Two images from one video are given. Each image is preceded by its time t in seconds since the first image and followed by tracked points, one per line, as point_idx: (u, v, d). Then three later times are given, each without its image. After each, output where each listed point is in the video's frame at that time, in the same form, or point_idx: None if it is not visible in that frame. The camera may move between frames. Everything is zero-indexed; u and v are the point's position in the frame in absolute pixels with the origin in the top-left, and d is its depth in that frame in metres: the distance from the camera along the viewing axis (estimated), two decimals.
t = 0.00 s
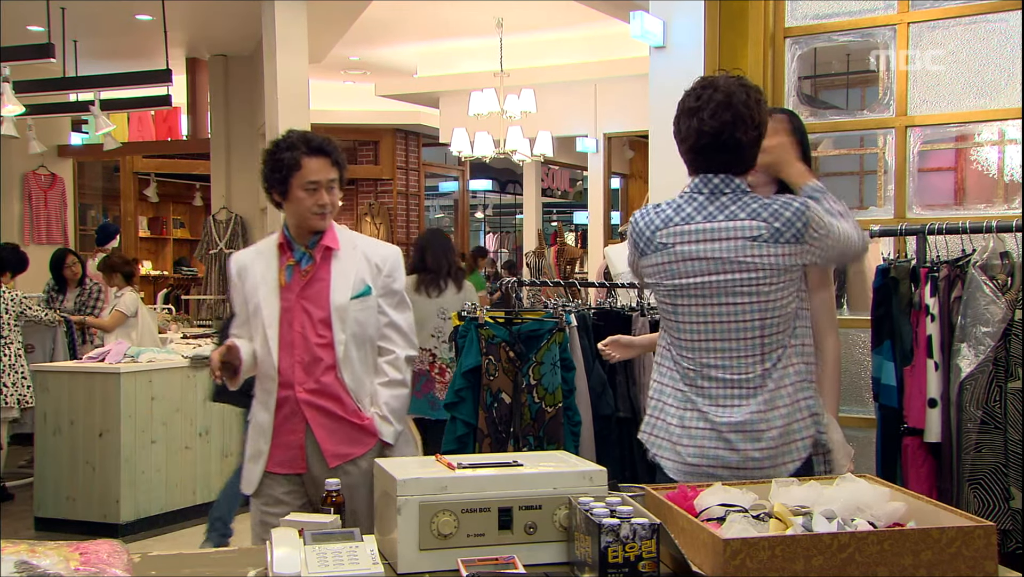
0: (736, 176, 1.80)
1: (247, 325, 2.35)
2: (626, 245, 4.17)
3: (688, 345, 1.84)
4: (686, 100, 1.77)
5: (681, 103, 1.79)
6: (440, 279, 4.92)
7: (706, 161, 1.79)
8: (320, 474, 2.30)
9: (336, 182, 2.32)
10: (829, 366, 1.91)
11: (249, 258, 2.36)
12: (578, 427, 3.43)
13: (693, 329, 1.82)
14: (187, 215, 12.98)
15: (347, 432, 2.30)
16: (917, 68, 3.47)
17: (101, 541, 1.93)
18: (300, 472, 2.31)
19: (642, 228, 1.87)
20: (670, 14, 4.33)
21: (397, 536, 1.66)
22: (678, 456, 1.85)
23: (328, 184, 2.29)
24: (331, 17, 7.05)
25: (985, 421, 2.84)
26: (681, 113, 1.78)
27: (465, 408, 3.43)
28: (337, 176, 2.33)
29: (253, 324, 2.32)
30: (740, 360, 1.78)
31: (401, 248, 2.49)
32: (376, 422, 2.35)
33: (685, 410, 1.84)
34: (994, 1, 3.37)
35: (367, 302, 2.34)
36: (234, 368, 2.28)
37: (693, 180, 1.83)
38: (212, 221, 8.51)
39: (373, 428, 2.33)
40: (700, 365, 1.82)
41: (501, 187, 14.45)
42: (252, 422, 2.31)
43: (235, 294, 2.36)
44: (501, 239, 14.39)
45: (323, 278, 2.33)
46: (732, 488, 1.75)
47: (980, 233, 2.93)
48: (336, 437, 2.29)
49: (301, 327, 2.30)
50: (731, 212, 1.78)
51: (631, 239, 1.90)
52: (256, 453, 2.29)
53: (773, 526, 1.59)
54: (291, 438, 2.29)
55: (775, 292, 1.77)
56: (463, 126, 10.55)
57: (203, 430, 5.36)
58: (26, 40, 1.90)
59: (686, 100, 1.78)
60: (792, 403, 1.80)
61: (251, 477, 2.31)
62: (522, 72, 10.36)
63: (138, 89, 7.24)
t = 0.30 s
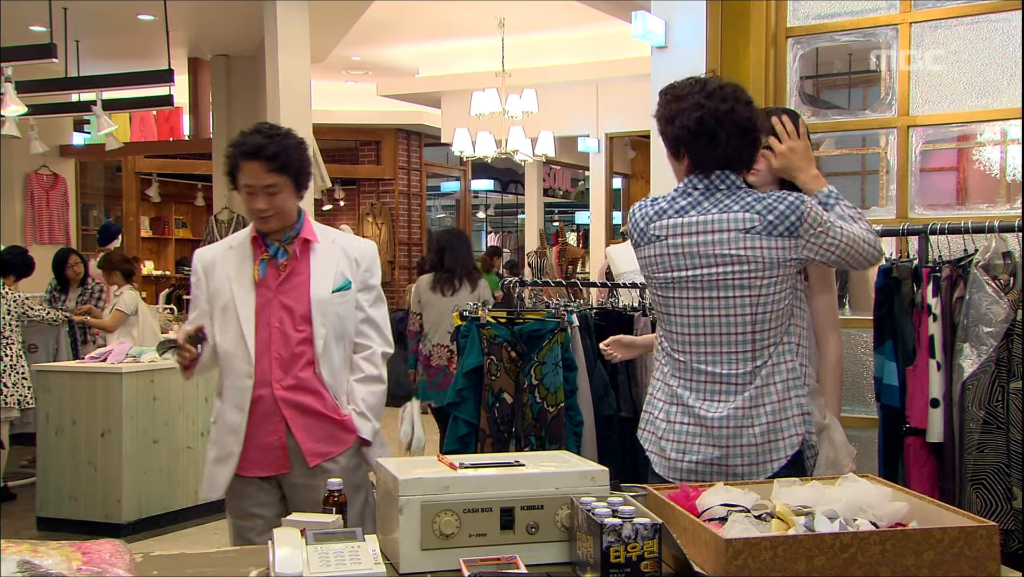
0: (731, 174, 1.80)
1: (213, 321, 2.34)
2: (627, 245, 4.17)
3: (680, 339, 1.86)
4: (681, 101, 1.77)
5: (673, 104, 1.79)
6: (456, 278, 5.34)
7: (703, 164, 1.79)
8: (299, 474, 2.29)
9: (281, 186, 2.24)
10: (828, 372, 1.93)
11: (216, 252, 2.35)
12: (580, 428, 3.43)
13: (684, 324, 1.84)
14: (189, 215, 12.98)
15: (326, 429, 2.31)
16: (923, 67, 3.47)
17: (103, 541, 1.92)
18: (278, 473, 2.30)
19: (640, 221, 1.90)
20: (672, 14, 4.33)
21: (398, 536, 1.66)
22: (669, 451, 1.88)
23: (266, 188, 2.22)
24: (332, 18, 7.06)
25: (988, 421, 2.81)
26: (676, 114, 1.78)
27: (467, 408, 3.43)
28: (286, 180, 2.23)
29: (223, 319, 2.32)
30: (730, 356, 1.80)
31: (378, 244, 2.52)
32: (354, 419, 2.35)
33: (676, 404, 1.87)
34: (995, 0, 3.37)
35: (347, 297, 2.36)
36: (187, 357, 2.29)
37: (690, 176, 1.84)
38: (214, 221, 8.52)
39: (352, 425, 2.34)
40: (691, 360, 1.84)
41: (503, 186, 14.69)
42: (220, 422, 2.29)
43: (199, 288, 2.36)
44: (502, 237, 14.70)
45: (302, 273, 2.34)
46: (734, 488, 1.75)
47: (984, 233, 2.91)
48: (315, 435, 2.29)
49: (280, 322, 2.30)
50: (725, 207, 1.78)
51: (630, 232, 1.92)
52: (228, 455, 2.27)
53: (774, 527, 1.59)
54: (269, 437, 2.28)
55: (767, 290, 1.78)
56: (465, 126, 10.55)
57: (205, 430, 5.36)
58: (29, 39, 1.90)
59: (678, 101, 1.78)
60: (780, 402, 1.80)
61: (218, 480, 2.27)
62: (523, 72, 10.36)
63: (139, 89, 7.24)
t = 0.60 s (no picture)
0: (772, 176, 1.89)
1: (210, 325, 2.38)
2: (633, 246, 4.16)
3: (754, 341, 1.83)
4: (724, 101, 1.85)
5: (714, 103, 1.86)
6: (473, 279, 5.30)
7: (747, 161, 1.87)
8: (295, 475, 2.29)
9: (228, 192, 2.18)
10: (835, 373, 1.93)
11: (212, 256, 2.40)
12: (585, 428, 3.43)
13: (761, 325, 1.82)
14: (194, 215, 13.00)
15: (320, 427, 2.30)
16: (928, 68, 3.46)
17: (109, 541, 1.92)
18: (276, 473, 2.30)
19: (696, 225, 1.82)
20: (677, 14, 4.33)
21: (403, 537, 1.66)
22: (745, 459, 1.84)
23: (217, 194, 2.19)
24: (336, 17, 7.06)
25: (994, 421, 2.82)
26: (719, 114, 1.85)
27: (471, 408, 3.43)
28: (229, 186, 2.17)
29: (219, 321, 2.35)
30: (806, 352, 1.84)
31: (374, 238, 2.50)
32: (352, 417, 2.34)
33: (747, 410, 1.83)
34: None
35: (340, 292, 2.34)
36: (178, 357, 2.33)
37: (735, 180, 1.88)
38: (219, 221, 8.55)
39: (348, 423, 2.32)
40: (768, 362, 1.82)
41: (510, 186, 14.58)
42: (220, 424, 2.31)
43: (198, 293, 2.40)
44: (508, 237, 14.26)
45: (293, 270, 2.33)
46: (740, 488, 1.75)
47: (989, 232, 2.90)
48: (311, 434, 2.29)
49: (272, 320, 2.30)
50: (788, 208, 1.85)
51: (681, 238, 1.82)
52: (227, 457, 2.28)
53: (780, 526, 1.59)
54: (266, 438, 2.28)
55: (832, 286, 1.86)
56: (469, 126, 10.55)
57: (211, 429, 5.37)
58: (33, 40, 1.90)
59: (720, 101, 1.85)
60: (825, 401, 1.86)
61: (220, 482, 2.29)
62: (528, 71, 10.35)
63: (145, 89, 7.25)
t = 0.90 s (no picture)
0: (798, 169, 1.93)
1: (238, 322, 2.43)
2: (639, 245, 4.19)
3: (825, 333, 1.84)
4: (748, 94, 1.86)
5: (738, 97, 1.87)
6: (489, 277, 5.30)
7: (774, 153, 1.88)
8: (296, 476, 2.30)
9: (242, 187, 2.22)
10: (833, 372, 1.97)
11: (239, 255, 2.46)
12: (591, 427, 3.42)
13: (829, 315, 1.85)
14: (200, 215, 13.03)
15: (319, 431, 2.29)
16: (937, 68, 3.45)
17: (118, 540, 1.93)
18: (281, 473, 2.32)
19: (770, 216, 1.79)
20: (683, 14, 4.33)
21: (410, 536, 1.66)
22: (820, 448, 1.85)
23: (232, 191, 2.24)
24: (343, 17, 7.07)
25: (1001, 421, 2.77)
26: (744, 107, 1.86)
27: (478, 408, 3.43)
28: (241, 182, 2.22)
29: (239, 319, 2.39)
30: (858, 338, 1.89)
31: (391, 239, 2.45)
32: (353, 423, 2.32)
33: (825, 401, 1.84)
34: None
35: (345, 295, 2.32)
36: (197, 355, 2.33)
37: (775, 175, 1.88)
38: (226, 221, 8.62)
39: (347, 429, 2.30)
40: (835, 351, 1.85)
41: (512, 187, 14.27)
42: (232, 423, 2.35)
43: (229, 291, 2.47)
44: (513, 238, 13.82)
45: (303, 271, 2.34)
46: (746, 488, 1.75)
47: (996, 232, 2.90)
48: (309, 439, 2.29)
49: (280, 321, 2.32)
50: (832, 199, 1.90)
51: (759, 229, 1.78)
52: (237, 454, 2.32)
53: (787, 527, 1.59)
54: (270, 439, 2.30)
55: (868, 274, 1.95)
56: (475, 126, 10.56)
57: (218, 429, 5.37)
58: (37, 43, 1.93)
59: (745, 95, 1.86)
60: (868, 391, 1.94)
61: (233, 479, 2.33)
62: (534, 72, 10.36)
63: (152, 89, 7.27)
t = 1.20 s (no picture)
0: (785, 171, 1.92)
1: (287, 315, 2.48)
2: (644, 247, 4.23)
3: (838, 332, 1.87)
4: (731, 97, 1.80)
5: (722, 101, 1.81)
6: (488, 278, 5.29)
7: (759, 158, 1.83)
8: (330, 475, 2.31)
9: (298, 185, 2.26)
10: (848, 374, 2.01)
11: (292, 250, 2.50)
12: (596, 427, 3.42)
13: (840, 314, 1.87)
14: (206, 215, 13.04)
15: (353, 434, 2.28)
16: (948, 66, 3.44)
17: (125, 540, 1.93)
18: (316, 470, 2.33)
19: (784, 223, 1.79)
20: (688, 13, 4.33)
21: (415, 536, 1.66)
22: (843, 450, 1.88)
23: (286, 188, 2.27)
24: (348, 17, 7.07)
25: (1008, 422, 2.76)
26: (728, 111, 1.79)
27: (483, 408, 3.42)
28: (297, 181, 2.25)
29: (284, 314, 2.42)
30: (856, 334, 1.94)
31: (434, 244, 2.42)
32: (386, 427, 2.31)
33: (843, 401, 1.87)
34: None
35: (384, 299, 2.31)
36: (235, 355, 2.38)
37: (772, 180, 1.87)
38: (230, 221, 8.63)
39: (380, 432, 2.29)
40: (845, 350, 1.88)
41: (517, 186, 13.99)
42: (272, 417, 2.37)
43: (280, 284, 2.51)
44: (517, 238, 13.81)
45: (345, 272, 2.34)
46: (751, 489, 1.75)
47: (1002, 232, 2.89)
48: (343, 439, 2.29)
49: (319, 321, 2.33)
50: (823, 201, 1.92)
51: (775, 238, 1.77)
52: (275, 447, 2.35)
53: (792, 527, 1.59)
54: (305, 434, 2.32)
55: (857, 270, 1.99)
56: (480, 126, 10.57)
57: (223, 428, 5.38)
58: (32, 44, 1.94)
59: (726, 97, 1.80)
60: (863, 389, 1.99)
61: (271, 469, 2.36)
62: (538, 71, 10.36)
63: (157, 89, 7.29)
